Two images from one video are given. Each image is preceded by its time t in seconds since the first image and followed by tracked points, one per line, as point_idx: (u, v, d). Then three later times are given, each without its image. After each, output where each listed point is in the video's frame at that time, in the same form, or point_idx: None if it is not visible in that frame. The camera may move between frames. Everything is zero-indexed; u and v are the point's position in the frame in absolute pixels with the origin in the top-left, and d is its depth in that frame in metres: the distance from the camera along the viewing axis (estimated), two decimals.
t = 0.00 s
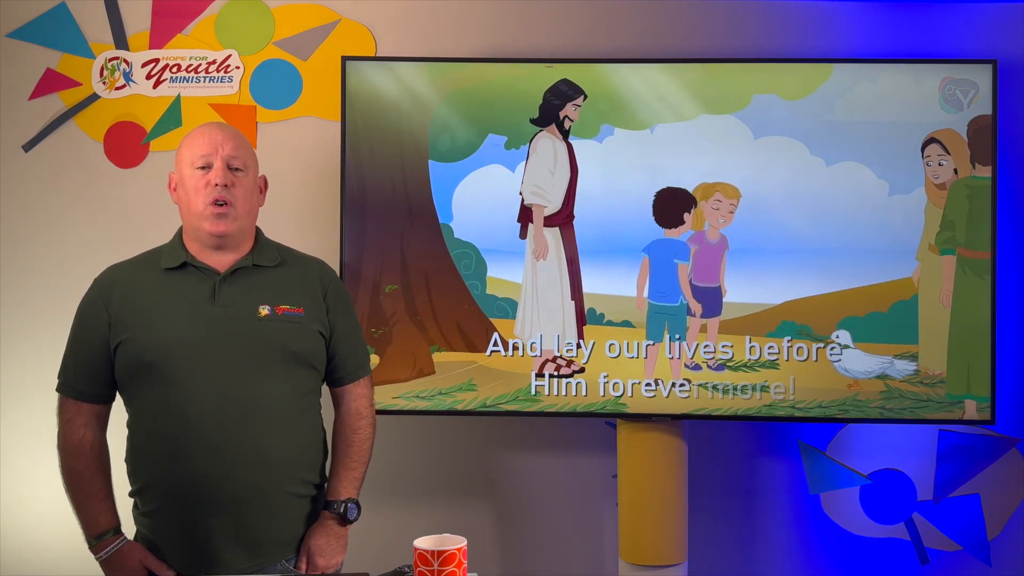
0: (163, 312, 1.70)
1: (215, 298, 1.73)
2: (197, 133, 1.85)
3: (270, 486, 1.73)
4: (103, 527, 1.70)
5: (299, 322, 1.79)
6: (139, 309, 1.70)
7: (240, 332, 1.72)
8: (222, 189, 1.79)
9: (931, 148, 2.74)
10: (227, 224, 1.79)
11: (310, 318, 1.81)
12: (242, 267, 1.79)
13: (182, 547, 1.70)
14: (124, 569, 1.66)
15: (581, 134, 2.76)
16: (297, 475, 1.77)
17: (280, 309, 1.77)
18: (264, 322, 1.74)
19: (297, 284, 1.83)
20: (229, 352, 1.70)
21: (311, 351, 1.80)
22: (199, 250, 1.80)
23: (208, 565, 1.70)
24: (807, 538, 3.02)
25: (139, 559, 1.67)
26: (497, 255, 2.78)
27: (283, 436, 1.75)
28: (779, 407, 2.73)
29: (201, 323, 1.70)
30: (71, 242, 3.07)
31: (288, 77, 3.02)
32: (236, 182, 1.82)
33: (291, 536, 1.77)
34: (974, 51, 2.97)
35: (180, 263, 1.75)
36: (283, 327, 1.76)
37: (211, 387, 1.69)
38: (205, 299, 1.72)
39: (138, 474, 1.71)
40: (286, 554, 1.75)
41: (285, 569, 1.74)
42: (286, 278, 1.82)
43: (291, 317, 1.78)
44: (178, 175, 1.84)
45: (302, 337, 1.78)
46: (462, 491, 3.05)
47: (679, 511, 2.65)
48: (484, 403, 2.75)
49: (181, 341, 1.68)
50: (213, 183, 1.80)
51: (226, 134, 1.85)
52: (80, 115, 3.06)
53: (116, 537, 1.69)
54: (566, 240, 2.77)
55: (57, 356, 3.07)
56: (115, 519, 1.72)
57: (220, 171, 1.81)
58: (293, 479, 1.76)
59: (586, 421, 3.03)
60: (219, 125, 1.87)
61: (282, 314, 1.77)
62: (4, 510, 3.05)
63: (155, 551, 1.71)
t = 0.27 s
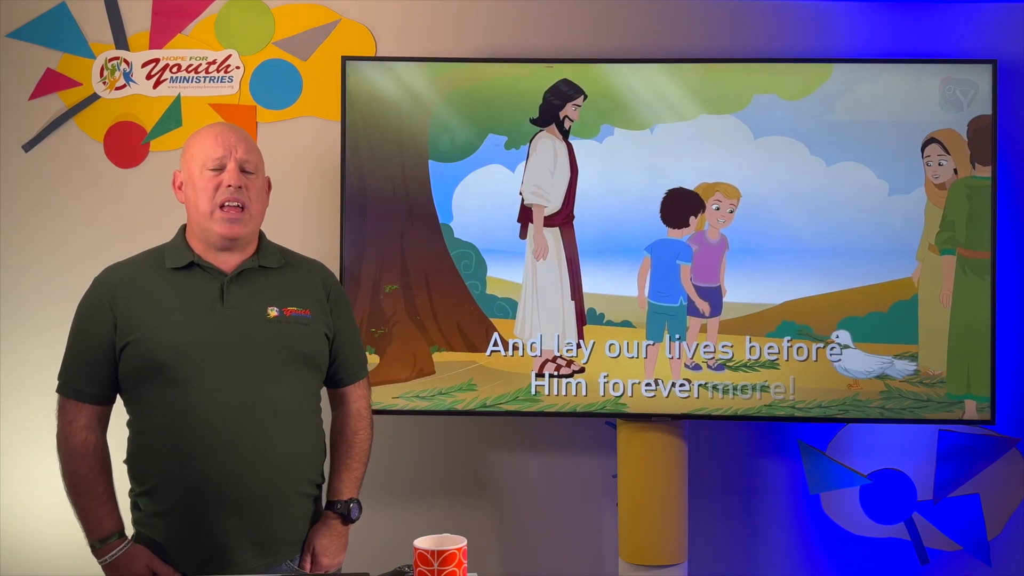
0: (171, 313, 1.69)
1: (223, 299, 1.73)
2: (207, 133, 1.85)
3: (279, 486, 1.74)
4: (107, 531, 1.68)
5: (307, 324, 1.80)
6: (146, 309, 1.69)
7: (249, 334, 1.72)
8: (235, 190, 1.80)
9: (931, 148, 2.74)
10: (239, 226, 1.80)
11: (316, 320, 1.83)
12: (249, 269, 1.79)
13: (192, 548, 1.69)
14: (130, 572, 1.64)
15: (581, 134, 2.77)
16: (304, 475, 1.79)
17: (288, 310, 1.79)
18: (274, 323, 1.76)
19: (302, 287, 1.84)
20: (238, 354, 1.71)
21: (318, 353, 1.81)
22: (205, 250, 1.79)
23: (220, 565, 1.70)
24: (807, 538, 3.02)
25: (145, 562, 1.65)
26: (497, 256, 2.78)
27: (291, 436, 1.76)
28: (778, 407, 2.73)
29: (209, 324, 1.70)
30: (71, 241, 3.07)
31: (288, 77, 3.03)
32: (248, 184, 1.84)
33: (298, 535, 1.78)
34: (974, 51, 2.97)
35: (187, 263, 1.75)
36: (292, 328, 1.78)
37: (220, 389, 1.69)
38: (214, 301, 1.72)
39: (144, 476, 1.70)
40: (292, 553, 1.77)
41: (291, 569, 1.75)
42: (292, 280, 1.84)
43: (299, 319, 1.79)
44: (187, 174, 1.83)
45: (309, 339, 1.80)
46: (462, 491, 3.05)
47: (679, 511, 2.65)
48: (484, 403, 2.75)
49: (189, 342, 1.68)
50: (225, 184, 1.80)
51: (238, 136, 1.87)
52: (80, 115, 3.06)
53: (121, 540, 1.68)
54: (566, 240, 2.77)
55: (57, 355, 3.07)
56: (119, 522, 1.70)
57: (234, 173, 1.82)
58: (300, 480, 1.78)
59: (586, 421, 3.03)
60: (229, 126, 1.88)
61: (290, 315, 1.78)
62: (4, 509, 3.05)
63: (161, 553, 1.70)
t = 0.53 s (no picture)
0: (174, 313, 1.69)
1: (226, 300, 1.74)
2: (211, 131, 1.84)
3: (281, 485, 1.75)
4: (110, 534, 1.65)
5: (309, 325, 1.82)
6: (149, 309, 1.68)
7: (252, 334, 1.73)
8: (238, 190, 1.80)
9: (930, 148, 2.75)
10: (241, 226, 1.79)
11: (317, 322, 1.85)
12: (250, 269, 1.81)
13: (196, 549, 1.69)
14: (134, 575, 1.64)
15: (581, 134, 2.77)
16: (306, 474, 1.80)
17: (290, 312, 1.80)
18: (277, 325, 1.77)
19: (303, 289, 1.86)
20: (241, 354, 1.71)
21: (318, 354, 1.83)
22: (206, 249, 1.79)
23: (224, 565, 1.70)
24: (807, 538, 3.02)
25: (148, 563, 1.66)
26: (497, 256, 2.78)
27: (293, 437, 1.77)
28: (778, 407, 2.73)
29: (212, 325, 1.71)
30: (71, 241, 3.07)
31: (288, 77, 3.03)
32: (251, 184, 1.83)
33: (299, 534, 1.80)
34: (974, 51, 2.98)
35: (189, 263, 1.75)
36: (294, 330, 1.79)
37: (223, 389, 1.69)
38: (217, 302, 1.73)
39: (146, 477, 1.68)
40: (293, 552, 1.78)
41: (292, 566, 1.77)
42: (292, 282, 1.86)
43: (300, 320, 1.81)
44: (189, 172, 1.83)
45: (311, 341, 1.82)
46: (462, 491, 3.05)
47: (679, 511, 2.65)
48: (485, 403, 2.75)
49: (192, 343, 1.68)
50: (228, 183, 1.80)
51: (242, 136, 1.86)
52: (80, 115, 3.06)
53: (125, 543, 1.66)
54: (566, 240, 2.77)
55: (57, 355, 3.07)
56: (122, 525, 1.67)
57: (237, 172, 1.81)
58: (302, 479, 1.79)
59: (586, 420, 3.03)
60: (233, 125, 1.88)
61: (292, 317, 1.80)
62: (4, 509, 3.05)
63: (163, 554, 1.69)
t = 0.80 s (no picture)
0: (168, 314, 1.69)
1: (219, 301, 1.73)
2: (202, 132, 1.84)
3: (274, 487, 1.74)
4: (103, 533, 1.68)
5: (303, 326, 1.80)
6: (143, 310, 1.69)
7: (246, 335, 1.72)
8: (227, 190, 1.78)
9: (930, 148, 2.75)
10: (231, 226, 1.78)
11: (313, 322, 1.83)
12: (245, 270, 1.79)
13: (187, 549, 1.69)
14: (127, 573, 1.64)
15: (581, 134, 2.77)
16: (300, 476, 1.79)
17: (284, 312, 1.79)
18: (270, 325, 1.76)
19: (299, 289, 1.85)
20: (234, 355, 1.71)
21: (314, 355, 1.82)
22: (200, 251, 1.79)
23: (215, 566, 1.70)
24: (807, 538, 3.02)
25: (140, 563, 1.66)
26: (497, 256, 2.78)
27: (287, 438, 1.76)
28: (779, 407, 2.73)
29: (204, 326, 1.70)
30: (71, 241, 3.07)
31: (288, 77, 3.03)
32: (240, 183, 1.82)
33: (293, 537, 1.78)
34: (974, 51, 2.98)
35: (182, 264, 1.75)
36: (288, 331, 1.78)
37: (216, 390, 1.69)
38: (210, 303, 1.73)
39: (139, 477, 1.70)
40: (287, 555, 1.77)
41: (287, 570, 1.76)
42: (288, 282, 1.84)
43: (294, 321, 1.79)
44: (182, 174, 1.83)
45: (305, 341, 1.80)
46: (462, 491, 3.05)
47: (679, 511, 2.65)
48: (484, 403, 2.75)
49: (185, 343, 1.68)
50: (217, 184, 1.79)
51: (232, 135, 1.85)
52: (80, 115, 3.06)
53: (117, 541, 1.67)
54: (567, 240, 2.77)
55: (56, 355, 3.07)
56: (116, 524, 1.70)
57: (225, 172, 1.80)
58: (296, 482, 1.78)
59: (586, 420, 3.03)
60: (224, 125, 1.87)
61: (286, 317, 1.78)
62: (3, 509, 3.05)
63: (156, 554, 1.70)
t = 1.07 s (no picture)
0: (160, 314, 1.70)
1: (210, 301, 1.73)
2: (197, 133, 1.85)
3: (263, 488, 1.73)
4: (96, 529, 1.71)
5: (295, 326, 1.78)
6: (137, 309, 1.70)
7: (236, 335, 1.72)
8: (220, 190, 1.79)
9: (930, 148, 2.75)
10: (225, 226, 1.79)
11: (306, 322, 1.81)
12: (239, 270, 1.79)
13: (174, 548, 1.70)
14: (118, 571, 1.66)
15: (581, 134, 2.77)
16: (291, 477, 1.77)
17: (276, 312, 1.77)
18: (260, 325, 1.74)
19: (294, 288, 1.82)
20: (225, 354, 1.70)
21: (307, 355, 1.79)
22: (196, 251, 1.79)
23: (200, 566, 1.70)
24: (807, 538, 3.03)
25: (131, 561, 1.67)
26: (497, 256, 2.78)
27: (276, 439, 1.74)
28: (779, 407, 2.73)
29: (195, 326, 1.70)
30: (71, 241, 3.07)
31: (288, 77, 3.03)
32: (234, 183, 1.82)
33: (283, 540, 1.76)
34: (973, 51, 2.98)
35: (177, 264, 1.75)
36: (279, 330, 1.76)
37: (206, 390, 1.69)
38: (201, 302, 1.72)
39: (132, 475, 1.72)
40: (277, 558, 1.75)
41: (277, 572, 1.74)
42: (283, 281, 1.82)
43: (286, 320, 1.77)
44: (179, 174, 1.84)
45: (297, 341, 1.78)
46: (462, 491, 3.05)
47: (679, 511, 2.65)
48: (484, 403, 2.76)
49: (177, 343, 1.68)
50: (212, 183, 1.80)
51: (227, 134, 1.85)
52: (80, 115, 3.06)
53: (110, 537, 1.70)
54: (567, 240, 2.77)
55: (56, 355, 3.07)
56: (109, 520, 1.73)
57: (219, 171, 1.81)
58: (286, 483, 1.76)
59: (586, 420, 3.03)
60: (220, 125, 1.88)
61: (277, 317, 1.77)
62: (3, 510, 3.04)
63: (146, 551, 1.72)
